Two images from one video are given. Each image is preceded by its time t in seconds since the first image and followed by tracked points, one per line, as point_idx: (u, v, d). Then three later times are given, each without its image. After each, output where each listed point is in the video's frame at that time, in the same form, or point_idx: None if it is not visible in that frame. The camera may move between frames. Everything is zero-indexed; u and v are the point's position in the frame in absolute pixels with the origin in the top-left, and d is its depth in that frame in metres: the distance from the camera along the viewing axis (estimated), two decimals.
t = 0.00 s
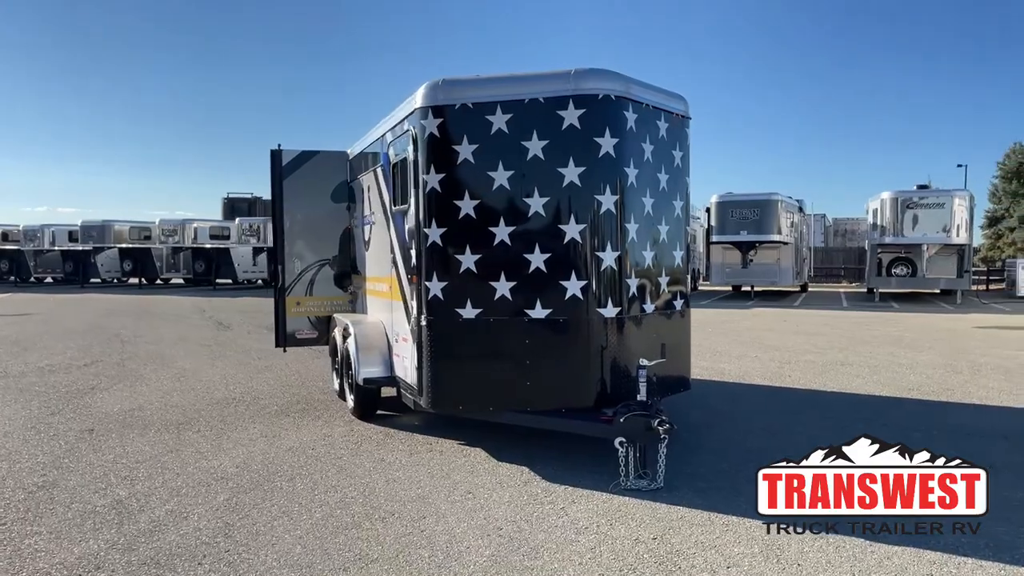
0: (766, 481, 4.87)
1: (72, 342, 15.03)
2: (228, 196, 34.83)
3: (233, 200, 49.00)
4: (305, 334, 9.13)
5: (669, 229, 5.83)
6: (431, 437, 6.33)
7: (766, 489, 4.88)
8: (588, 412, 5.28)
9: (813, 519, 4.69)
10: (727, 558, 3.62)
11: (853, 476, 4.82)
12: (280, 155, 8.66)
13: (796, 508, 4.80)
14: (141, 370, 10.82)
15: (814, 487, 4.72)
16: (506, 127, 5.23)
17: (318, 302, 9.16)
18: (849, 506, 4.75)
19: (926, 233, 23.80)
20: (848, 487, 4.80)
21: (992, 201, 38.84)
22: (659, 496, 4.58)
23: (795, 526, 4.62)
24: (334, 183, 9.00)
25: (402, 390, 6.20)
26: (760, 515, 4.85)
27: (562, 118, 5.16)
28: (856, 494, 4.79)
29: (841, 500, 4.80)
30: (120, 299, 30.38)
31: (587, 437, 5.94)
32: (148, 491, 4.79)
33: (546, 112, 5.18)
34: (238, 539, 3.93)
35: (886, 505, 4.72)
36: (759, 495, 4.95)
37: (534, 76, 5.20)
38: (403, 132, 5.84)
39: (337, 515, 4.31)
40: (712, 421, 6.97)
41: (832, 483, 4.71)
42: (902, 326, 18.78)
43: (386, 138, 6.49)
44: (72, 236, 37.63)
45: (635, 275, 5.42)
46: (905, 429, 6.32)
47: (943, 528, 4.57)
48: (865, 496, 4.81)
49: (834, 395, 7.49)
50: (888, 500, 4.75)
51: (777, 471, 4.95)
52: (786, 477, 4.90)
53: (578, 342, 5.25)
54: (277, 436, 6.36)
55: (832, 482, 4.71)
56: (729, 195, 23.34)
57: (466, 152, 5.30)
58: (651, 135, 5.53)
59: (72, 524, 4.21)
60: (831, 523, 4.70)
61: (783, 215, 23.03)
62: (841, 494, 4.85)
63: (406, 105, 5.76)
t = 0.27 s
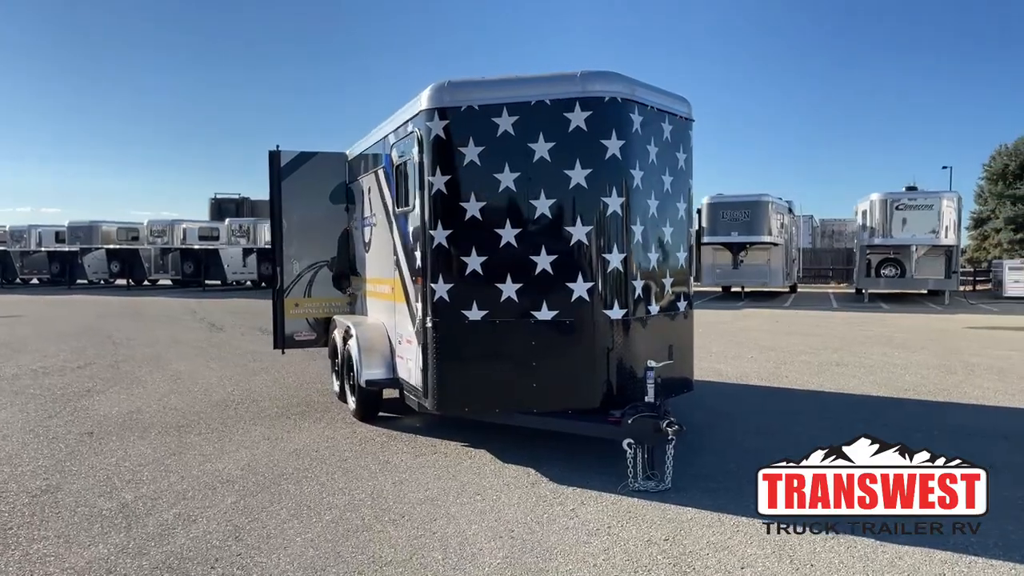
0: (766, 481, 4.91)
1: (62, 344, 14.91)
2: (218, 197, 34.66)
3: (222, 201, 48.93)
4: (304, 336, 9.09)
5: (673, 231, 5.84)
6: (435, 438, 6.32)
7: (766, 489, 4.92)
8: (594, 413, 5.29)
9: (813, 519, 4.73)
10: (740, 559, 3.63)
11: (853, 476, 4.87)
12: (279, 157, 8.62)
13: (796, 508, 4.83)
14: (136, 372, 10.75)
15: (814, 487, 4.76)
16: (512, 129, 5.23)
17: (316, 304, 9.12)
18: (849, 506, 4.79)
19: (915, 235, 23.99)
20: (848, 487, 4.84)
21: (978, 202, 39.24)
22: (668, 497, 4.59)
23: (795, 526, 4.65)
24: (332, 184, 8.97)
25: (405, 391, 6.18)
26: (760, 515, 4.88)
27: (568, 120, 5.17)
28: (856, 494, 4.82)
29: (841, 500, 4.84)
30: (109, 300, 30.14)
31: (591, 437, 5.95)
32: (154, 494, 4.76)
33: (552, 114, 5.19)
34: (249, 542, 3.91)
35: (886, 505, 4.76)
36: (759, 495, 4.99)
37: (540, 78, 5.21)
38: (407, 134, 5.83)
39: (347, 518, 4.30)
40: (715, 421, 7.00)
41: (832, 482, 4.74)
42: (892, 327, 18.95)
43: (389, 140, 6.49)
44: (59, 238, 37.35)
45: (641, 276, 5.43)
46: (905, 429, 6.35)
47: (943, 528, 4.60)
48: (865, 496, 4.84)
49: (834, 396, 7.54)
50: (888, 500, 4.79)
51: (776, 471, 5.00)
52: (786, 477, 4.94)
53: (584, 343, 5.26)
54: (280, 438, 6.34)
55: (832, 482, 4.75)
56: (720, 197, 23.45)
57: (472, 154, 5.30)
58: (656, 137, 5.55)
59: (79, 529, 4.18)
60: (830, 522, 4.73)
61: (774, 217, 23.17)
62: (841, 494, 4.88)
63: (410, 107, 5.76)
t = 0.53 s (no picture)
0: (766, 481, 4.98)
1: (53, 346, 14.79)
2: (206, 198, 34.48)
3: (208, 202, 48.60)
4: (304, 336, 9.07)
5: (679, 232, 5.89)
6: (441, 438, 6.34)
7: (766, 489, 4.98)
8: (603, 413, 5.32)
9: (813, 519, 4.80)
10: (757, 555, 3.67)
11: (853, 476, 4.94)
12: (279, 157, 8.61)
13: (796, 507, 4.89)
14: (132, 373, 10.69)
15: (813, 486, 4.82)
16: (522, 130, 5.27)
17: (317, 305, 9.10)
18: (849, 506, 4.83)
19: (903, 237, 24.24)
20: (848, 487, 4.90)
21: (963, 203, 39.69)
22: (679, 495, 4.63)
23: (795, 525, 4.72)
24: (332, 185, 8.97)
25: (412, 391, 6.20)
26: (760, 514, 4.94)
27: (578, 121, 5.21)
28: (856, 494, 4.87)
29: (841, 499, 4.88)
30: (97, 301, 29.89)
31: (597, 437, 5.98)
32: (165, 495, 4.76)
33: (561, 115, 5.22)
34: (267, 541, 3.92)
35: (886, 504, 4.82)
36: (760, 494, 5.06)
37: (550, 79, 5.25)
38: (415, 135, 5.86)
39: (361, 517, 4.31)
40: (716, 420, 7.05)
41: (832, 482, 4.80)
42: (880, 327, 19.14)
43: (395, 140, 6.51)
44: (44, 238, 37.03)
45: (649, 276, 5.47)
46: (905, 429, 6.41)
47: (942, 528, 4.65)
48: (865, 496, 4.90)
49: (833, 395, 7.61)
50: (888, 500, 4.85)
51: (776, 471, 5.06)
52: (786, 478, 5.01)
53: (593, 343, 5.29)
54: (286, 439, 6.34)
55: (832, 482, 4.81)
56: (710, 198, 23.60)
57: (482, 155, 5.34)
58: (663, 139, 5.59)
59: (93, 529, 4.16)
60: (830, 522, 4.78)
61: (763, 218, 23.35)
62: (841, 494, 4.94)
63: (419, 108, 5.78)
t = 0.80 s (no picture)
0: (766, 482, 4.98)
1: (42, 347, 14.66)
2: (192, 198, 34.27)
3: (192, 201, 48.19)
4: (302, 337, 9.05)
5: (681, 233, 5.93)
6: (444, 438, 6.35)
7: (766, 489, 5.01)
8: (609, 412, 5.35)
9: (814, 519, 4.85)
10: (769, 552, 3.72)
11: (853, 477, 4.96)
12: (277, 158, 8.59)
13: (796, 507, 4.93)
14: (127, 375, 10.63)
15: (813, 487, 4.85)
16: (528, 132, 5.30)
17: (315, 305, 9.08)
18: (849, 506, 4.90)
19: (885, 240, 24.65)
20: (848, 488, 4.94)
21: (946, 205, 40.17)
22: (687, 495, 4.68)
23: (796, 526, 4.77)
24: (331, 185, 8.96)
25: (416, 392, 6.20)
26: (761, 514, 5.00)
27: (584, 123, 5.25)
28: (856, 494, 4.92)
29: (841, 499, 4.94)
30: (83, 302, 29.62)
31: (601, 436, 6.02)
32: (173, 496, 4.75)
33: (568, 117, 5.26)
34: (281, 542, 3.93)
35: (886, 505, 4.89)
36: (759, 494, 5.08)
37: (556, 81, 5.29)
38: (420, 136, 5.88)
39: (373, 517, 4.32)
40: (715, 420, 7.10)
41: (832, 483, 4.84)
42: (868, 327, 19.33)
43: (398, 141, 6.52)
44: (28, 239, 36.71)
45: (654, 278, 5.51)
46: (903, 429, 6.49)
47: (942, 528, 4.73)
48: (865, 496, 4.95)
49: (829, 395, 7.69)
50: (888, 500, 4.91)
51: (776, 471, 5.05)
52: (785, 478, 5.01)
53: (600, 343, 5.33)
54: (289, 440, 6.33)
55: (832, 483, 4.84)
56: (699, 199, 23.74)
57: (488, 156, 5.36)
58: (666, 141, 5.64)
59: (104, 531, 4.15)
60: (831, 522, 4.86)
61: (751, 219, 23.53)
62: (841, 494, 4.99)
63: (424, 109, 5.80)
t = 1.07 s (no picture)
0: (767, 481, 5.03)
1: (24, 348, 14.45)
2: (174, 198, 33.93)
3: (171, 200, 47.69)
4: (297, 338, 8.98)
5: (683, 233, 5.97)
6: (445, 439, 6.35)
7: (767, 488, 5.04)
8: (614, 412, 5.38)
9: (814, 519, 4.85)
10: (781, 550, 3.75)
11: (853, 476, 5.03)
12: (272, 157, 8.52)
13: (796, 507, 4.95)
14: (116, 377, 10.50)
15: (814, 486, 4.91)
16: (533, 132, 5.31)
17: (309, 305, 9.03)
18: (849, 505, 4.93)
19: (869, 240, 24.84)
20: (848, 487, 4.99)
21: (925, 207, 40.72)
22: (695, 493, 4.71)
23: (796, 525, 4.77)
24: (325, 185, 8.91)
25: (417, 392, 6.19)
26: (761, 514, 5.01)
27: (589, 124, 5.27)
28: (856, 494, 4.96)
29: (841, 499, 4.98)
30: (63, 303, 29.21)
31: (604, 436, 6.04)
32: (178, 498, 4.70)
33: (572, 118, 5.28)
34: (293, 543, 3.91)
35: (886, 505, 4.91)
36: (760, 494, 5.12)
37: (561, 82, 5.30)
38: (422, 136, 5.87)
39: (383, 518, 4.31)
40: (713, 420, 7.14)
41: (833, 482, 4.90)
42: (851, 327, 19.55)
43: (398, 141, 6.50)
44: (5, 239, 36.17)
45: (657, 278, 5.54)
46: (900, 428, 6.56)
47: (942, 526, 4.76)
48: (865, 496, 4.99)
49: (823, 395, 7.77)
50: (888, 500, 4.94)
51: (776, 471, 5.11)
52: (786, 478, 5.06)
53: (604, 343, 5.36)
54: (289, 441, 6.29)
55: (833, 482, 4.90)
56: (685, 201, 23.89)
57: (493, 157, 5.37)
58: (669, 142, 5.67)
59: (111, 534, 4.11)
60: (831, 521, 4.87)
61: (736, 220, 23.72)
62: (841, 494, 5.03)
63: (427, 109, 5.79)
